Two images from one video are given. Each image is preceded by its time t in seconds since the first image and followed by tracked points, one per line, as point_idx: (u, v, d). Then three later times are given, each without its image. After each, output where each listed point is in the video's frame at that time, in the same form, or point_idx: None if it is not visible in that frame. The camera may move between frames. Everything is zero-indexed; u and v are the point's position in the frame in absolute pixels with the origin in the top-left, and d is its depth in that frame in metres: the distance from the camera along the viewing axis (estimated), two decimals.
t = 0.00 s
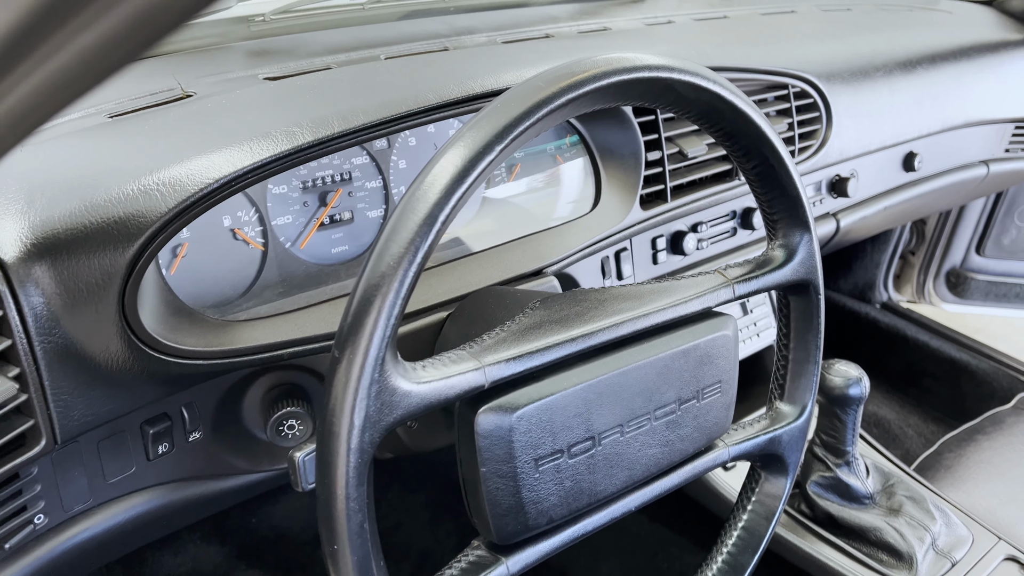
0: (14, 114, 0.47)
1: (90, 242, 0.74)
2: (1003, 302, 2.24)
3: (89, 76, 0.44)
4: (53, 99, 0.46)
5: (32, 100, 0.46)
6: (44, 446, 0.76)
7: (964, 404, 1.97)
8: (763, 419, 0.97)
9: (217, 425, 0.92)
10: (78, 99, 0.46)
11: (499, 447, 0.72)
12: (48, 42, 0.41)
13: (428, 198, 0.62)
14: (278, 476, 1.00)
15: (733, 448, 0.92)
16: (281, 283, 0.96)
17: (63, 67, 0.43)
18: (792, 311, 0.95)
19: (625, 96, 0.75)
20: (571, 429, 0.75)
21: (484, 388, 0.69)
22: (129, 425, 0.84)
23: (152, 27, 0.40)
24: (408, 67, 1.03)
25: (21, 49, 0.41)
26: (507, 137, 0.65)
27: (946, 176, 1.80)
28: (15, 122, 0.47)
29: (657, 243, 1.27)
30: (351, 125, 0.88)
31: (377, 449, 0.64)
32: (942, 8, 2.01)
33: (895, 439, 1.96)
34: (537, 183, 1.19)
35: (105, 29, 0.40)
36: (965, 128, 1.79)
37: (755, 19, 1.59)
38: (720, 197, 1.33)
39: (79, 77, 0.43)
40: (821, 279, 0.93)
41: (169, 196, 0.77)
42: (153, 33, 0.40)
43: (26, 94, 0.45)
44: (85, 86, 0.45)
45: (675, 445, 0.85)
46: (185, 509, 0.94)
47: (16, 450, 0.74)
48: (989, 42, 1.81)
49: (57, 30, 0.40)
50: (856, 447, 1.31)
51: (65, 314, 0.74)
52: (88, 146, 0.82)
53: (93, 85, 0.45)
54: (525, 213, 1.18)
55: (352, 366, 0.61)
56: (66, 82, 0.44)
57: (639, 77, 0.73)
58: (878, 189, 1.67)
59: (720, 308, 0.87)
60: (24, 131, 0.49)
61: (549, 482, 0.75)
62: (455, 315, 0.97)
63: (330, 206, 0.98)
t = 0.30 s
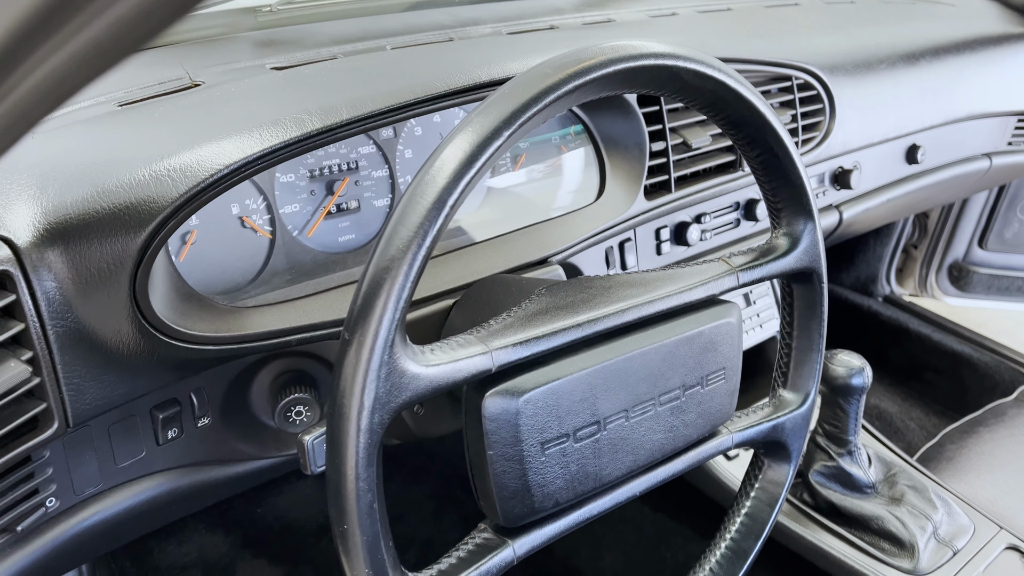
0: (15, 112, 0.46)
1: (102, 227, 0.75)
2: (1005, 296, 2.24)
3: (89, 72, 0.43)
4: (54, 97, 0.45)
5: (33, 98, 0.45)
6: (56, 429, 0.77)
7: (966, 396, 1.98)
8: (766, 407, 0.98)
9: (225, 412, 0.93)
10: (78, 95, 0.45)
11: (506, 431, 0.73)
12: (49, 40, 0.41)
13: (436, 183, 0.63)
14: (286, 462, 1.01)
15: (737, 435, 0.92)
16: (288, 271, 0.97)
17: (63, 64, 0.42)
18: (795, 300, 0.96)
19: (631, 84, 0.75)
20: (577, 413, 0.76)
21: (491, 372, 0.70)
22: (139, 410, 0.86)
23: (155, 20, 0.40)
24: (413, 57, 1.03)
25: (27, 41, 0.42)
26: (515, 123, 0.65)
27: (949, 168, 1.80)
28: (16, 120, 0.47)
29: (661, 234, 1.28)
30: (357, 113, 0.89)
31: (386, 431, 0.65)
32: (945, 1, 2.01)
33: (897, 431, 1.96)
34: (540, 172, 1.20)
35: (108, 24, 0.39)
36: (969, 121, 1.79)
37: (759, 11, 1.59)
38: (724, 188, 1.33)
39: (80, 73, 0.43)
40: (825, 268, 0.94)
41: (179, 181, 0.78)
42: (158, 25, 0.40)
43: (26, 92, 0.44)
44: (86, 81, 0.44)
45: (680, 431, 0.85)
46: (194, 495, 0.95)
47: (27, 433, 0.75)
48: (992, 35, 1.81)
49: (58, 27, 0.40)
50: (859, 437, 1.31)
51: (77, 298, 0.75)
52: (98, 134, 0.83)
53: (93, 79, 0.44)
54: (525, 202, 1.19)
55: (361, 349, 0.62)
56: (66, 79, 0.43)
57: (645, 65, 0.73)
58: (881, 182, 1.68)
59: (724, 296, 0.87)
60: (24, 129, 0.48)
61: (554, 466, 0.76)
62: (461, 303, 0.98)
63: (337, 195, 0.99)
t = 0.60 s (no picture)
0: (8, 109, 0.45)
1: (104, 216, 0.76)
2: (1006, 290, 2.24)
3: (82, 67, 0.42)
4: (49, 95, 0.45)
5: (28, 95, 0.45)
6: (60, 417, 0.78)
7: (965, 390, 1.98)
8: (765, 397, 0.98)
9: (227, 401, 0.94)
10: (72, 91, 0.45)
11: (506, 419, 0.73)
12: (42, 37, 0.40)
13: (436, 173, 0.64)
14: (289, 451, 1.02)
15: (735, 425, 0.93)
16: (289, 262, 0.98)
17: (56, 59, 0.41)
18: (794, 291, 0.96)
19: (630, 75, 0.76)
20: (576, 402, 0.76)
21: (491, 360, 0.70)
22: (142, 400, 0.86)
23: (146, 13, 0.39)
24: (414, 49, 1.04)
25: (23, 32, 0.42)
26: (514, 114, 0.66)
27: (949, 162, 1.80)
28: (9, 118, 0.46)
29: (661, 227, 1.28)
30: (357, 104, 0.89)
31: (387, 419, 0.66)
32: None
33: (896, 425, 1.97)
34: (540, 164, 1.20)
35: (100, 18, 0.38)
36: (969, 114, 1.79)
37: (760, 5, 1.59)
38: (724, 181, 1.34)
39: (72, 69, 0.42)
40: (822, 259, 0.94)
41: (181, 171, 0.79)
42: (149, 18, 0.39)
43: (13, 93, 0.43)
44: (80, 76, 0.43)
45: (678, 420, 0.86)
46: (196, 483, 0.96)
47: (31, 421, 0.76)
48: (993, 29, 1.81)
49: (51, 22, 0.39)
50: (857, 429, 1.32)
51: (80, 287, 0.76)
52: (100, 126, 0.83)
53: (84, 75, 0.43)
54: (525, 194, 1.19)
55: (362, 337, 0.63)
56: (57, 75, 0.43)
57: (644, 57, 0.74)
58: (881, 175, 1.68)
59: (723, 287, 0.88)
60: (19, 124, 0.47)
61: (554, 454, 0.76)
62: (461, 293, 0.99)
63: (338, 186, 0.99)
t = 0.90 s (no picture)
0: (9, 79, 0.47)
1: (104, 201, 0.76)
2: (1004, 281, 2.25)
3: (79, 36, 0.43)
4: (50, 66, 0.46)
5: (29, 64, 0.46)
6: (60, 401, 0.78)
7: (964, 382, 1.98)
8: (763, 384, 0.99)
9: (227, 387, 0.94)
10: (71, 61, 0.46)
11: (505, 403, 0.74)
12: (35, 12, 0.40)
13: (435, 156, 0.64)
14: (288, 438, 1.03)
15: (733, 412, 0.93)
16: (289, 249, 0.98)
17: (59, 24, 0.42)
18: (792, 278, 0.97)
19: (628, 60, 0.76)
20: (574, 386, 0.77)
21: (490, 344, 0.71)
22: (143, 385, 0.87)
23: None
24: (413, 36, 1.04)
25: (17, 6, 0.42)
26: (512, 97, 0.66)
27: (949, 153, 1.80)
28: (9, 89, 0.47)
29: (660, 216, 1.28)
30: (356, 90, 0.90)
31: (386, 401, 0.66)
32: None
33: (895, 416, 1.97)
34: (539, 151, 1.20)
35: None
36: (969, 105, 1.79)
37: None
38: (723, 171, 1.34)
39: (71, 37, 0.43)
40: (821, 246, 0.94)
41: (181, 156, 0.79)
42: None
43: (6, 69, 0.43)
44: (85, 41, 0.44)
45: (676, 406, 0.86)
46: (196, 469, 0.96)
47: (31, 405, 0.77)
48: (993, 20, 1.81)
49: None
50: (856, 418, 1.32)
51: (80, 271, 0.76)
52: (100, 111, 0.84)
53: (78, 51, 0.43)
54: (524, 180, 1.20)
55: (361, 319, 0.63)
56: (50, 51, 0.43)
57: (642, 41, 0.74)
58: (881, 165, 1.68)
59: (721, 274, 0.88)
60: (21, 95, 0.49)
61: (552, 438, 0.77)
62: (461, 279, 0.99)
63: (337, 174, 0.99)
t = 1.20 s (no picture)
0: (7, 57, 0.44)
1: (104, 187, 0.76)
2: (1003, 273, 2.25)
3: (74, 17, 0.43)
4: (51, 43, 0.44)
5: (27, 43, 0.44)
6: (60, 386, 0.78)
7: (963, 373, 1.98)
8: (761, 371, 0.99)
9: (226, 375, 0.94)
10: (76, 35, 0.44)
11: (503, 388, 0.74)
12: None
13: (433, 140, 0.64)
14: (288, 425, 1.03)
15: (731, 399, 0.94)
16: (288, 236, 0.98)
17: None
18: (790, 265, 0.97)
19: (626, 45, 0.76)
20: (572, 372, 0.77)
21: (488, 330, 0.71)
22: (142, 371, 0.87)
23: None
24: (411, 24, 1.04)
25: None
26: (510, 82, 0.66)
27: (948, 144, 1.80)
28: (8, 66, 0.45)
29: (659, 206, 1.28)
30: (354, 78, 0.90)
31: (385, 385, 0.66)
32: None
33: (894, 407, 1.98)
34: (537, 138, 1.20)
35: None
36: (968, 96, 1.79)
37: None
38: (722, 161, 1.34)
39: (74, 5, 0.41)
40: (819, 233, 0.95)
41: (179, 142, 0.79)
42: None
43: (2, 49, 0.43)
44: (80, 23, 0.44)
45: (675, 392, 0.86)
46: (195, 456, 0.97)
47: (31, 390, 0.77)
48: (993, 11, 1.80)
49: None
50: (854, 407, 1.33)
51: (81, 258, 0.76)
52: (99, 98, 0.84)
53: (72, 32, 0.43)
54: (523, 168, 1.20)
55: (360, 302, 0.63)
56: (44, 32, 0.43)
57: (640, 27, 0.74)
58: (880, 156, 1.68)
59: (719, 261, 0.88)
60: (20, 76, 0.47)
61: (550, 423, 0.77)
62: (459, 267, 1.00)
63: (336, 162, 1.00)
